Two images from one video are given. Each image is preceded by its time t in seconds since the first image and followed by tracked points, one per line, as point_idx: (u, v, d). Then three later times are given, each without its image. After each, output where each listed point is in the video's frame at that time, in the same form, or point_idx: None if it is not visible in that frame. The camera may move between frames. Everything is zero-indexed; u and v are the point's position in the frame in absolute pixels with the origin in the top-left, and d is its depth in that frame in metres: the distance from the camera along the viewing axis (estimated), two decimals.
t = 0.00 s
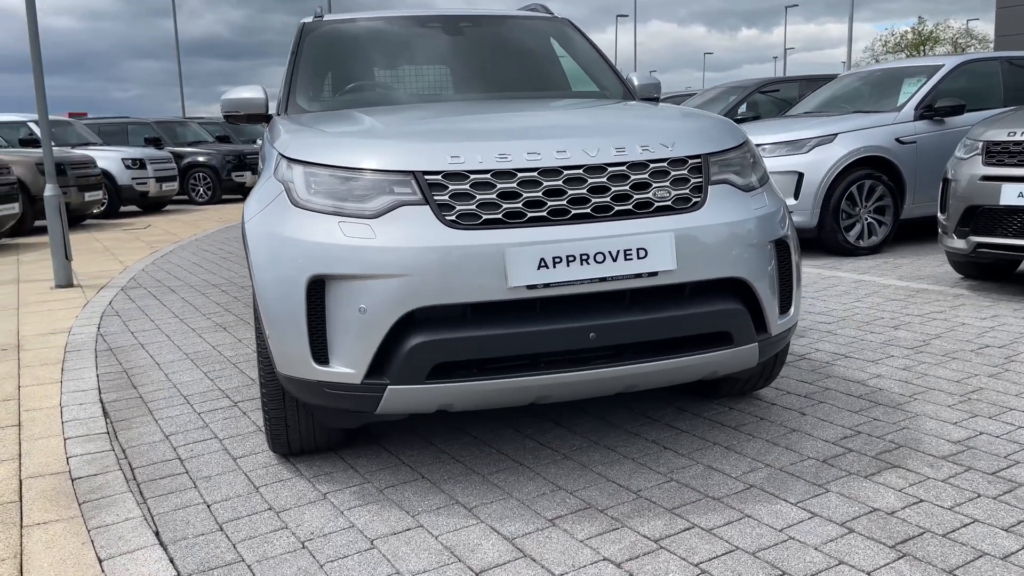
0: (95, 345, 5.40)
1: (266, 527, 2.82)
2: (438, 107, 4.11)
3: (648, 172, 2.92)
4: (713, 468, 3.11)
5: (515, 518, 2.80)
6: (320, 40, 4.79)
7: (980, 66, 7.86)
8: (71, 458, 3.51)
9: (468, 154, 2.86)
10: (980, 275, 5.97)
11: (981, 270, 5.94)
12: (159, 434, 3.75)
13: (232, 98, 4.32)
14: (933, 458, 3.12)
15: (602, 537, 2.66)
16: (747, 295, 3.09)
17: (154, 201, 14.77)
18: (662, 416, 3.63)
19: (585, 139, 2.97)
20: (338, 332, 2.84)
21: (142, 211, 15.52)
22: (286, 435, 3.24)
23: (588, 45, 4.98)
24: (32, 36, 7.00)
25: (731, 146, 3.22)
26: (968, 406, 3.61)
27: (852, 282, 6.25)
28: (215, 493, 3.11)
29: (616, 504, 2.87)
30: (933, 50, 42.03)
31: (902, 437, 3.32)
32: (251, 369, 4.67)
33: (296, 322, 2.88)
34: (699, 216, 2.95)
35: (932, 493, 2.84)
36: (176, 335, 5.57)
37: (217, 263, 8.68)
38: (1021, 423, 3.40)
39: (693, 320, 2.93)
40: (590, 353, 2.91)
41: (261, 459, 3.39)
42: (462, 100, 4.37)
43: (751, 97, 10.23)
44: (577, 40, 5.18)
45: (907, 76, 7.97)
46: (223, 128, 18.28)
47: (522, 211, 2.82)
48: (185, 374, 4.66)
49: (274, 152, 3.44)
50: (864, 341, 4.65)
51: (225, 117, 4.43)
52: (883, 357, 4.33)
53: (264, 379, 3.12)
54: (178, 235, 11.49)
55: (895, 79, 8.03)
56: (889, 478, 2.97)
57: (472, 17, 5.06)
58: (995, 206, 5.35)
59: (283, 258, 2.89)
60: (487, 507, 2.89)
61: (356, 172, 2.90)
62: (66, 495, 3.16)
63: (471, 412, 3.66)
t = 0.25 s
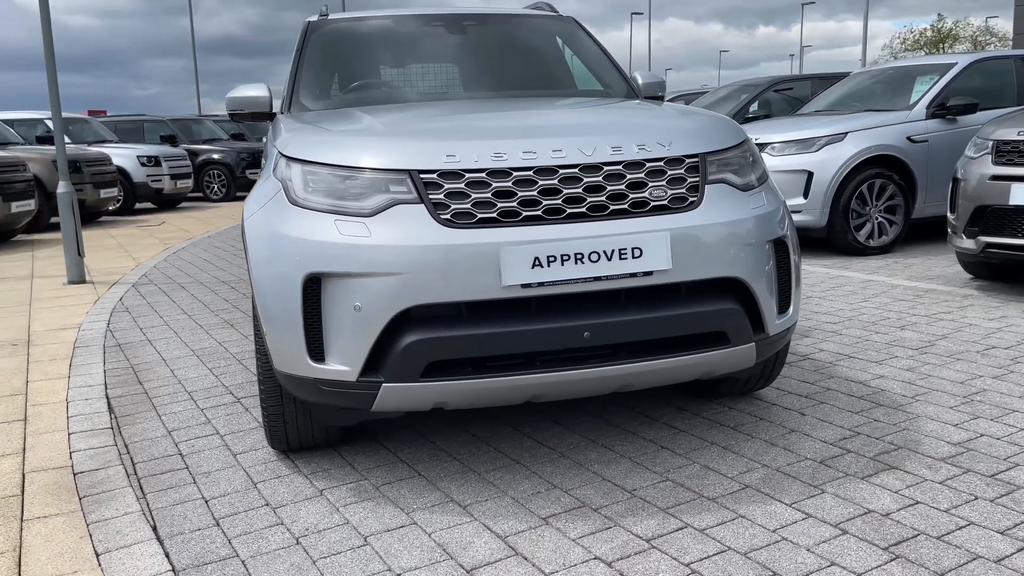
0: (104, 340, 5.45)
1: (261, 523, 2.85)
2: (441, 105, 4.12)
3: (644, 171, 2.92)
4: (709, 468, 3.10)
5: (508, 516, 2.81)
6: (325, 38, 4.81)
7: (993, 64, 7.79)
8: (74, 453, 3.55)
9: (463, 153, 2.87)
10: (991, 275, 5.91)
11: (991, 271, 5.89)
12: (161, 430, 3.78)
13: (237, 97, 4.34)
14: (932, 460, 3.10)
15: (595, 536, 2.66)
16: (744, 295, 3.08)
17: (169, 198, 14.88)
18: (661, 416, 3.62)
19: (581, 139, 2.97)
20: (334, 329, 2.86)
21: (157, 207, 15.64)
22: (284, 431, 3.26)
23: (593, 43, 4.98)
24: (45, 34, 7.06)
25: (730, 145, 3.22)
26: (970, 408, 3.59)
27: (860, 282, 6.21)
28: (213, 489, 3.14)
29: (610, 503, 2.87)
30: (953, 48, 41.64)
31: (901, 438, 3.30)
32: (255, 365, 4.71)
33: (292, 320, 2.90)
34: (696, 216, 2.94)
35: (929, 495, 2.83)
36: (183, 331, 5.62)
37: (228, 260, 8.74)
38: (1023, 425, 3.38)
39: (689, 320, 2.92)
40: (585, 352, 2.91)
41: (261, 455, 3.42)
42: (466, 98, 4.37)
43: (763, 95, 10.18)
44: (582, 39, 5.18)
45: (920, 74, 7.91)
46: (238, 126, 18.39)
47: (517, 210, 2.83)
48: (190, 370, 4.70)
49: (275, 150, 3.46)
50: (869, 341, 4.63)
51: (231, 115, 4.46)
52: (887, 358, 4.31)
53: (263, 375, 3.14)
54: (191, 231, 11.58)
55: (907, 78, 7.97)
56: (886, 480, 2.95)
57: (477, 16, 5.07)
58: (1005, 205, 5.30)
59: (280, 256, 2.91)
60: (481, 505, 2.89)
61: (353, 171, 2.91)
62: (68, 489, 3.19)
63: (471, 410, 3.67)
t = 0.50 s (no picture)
0: (113, 336, 5.49)
1: (260, 518, 2.86)
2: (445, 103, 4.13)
3: (643, 170, 2.92)
4: (709, 467, 3.10)
5: (505, 514, 2.82)
6: (331, 36, 4.82)
7: (1008, 62, 7.73)
8: (79, 447, 3.58)
9: (463, 151, 2.87)
10: (1002, 276, 5.86)
11: (1002, 271, 5.84)
12: (166, 425, 3.81)
13: (243, 95, 4.36)
14: (933, 461, 3.08)
15: (590, 534, 2.66)
16: (745, 294, 3.07)
17: (183, 195, 14.98)
18: (662, 415, 3.62)
19: (581, 137, 2.96)
20: (333, 326, 2.87)
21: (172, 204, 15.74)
22: (285, 427, 3.27)
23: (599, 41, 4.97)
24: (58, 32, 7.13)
25: (732, 143, 3.20)
26: (975, 410, 3.56)
27: (870, 281, 6.17)
28: (215, 484, 3.16)
29: (608, 502, 2.87)
30: (972, 46, 41.25)
31: (904, 439, 3.28)
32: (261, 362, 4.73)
33: (292, 317, 2.92)
34: (695, 215, 2.93)
35: (928, 496, 2.81)
36: (192, 328, 5.66)
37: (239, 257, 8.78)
38: None
39: (688, 319, 2.91)
40: (583, 351, 2.91)
41: (263, 451, 3.43)
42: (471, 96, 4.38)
43: (775, 93, 10.13)
44: (588, 36, 5.17)
45: (933, 72, 7.85)
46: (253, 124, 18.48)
47: (515, 208, 2.83)
48: (196, 366, 4.73)
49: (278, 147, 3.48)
50: (876, 341, 4.60)
51: (237, 113, 4.48)
52: (893, 359, 4.28)
53: (264, 372, 3.16)
54: (205, 229, 11.64)
55: (920, 76, 7.92)
56: (886, 481, 2.93)
57: (482, 14, 5.07)
58: (1016, 205, 5.25)
59: (281, 253, 2.93)
60: (479, 503, 2.90)
61: (352, 168, 2.92)
62: (71, 483, 3.22)
63: (472, 408, 3.67)
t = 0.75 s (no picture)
0: (126, 331, 5.54)
1: (262, 515, 2.88)
2: (453, 101, 4.13)
3: (647, 169, 2.90)
4: (712, 469, 3.08)
5: (505, 513, 2.82)
6: (340, 35, 4.83)
7: None
8: (88, 442, 3.62)
9: (465, 150, 2.87)
10: (1018, 277, 5.79)
11: (1018, 273, 5.77)
12: (174, 421, 3.84)
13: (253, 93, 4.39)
14: (940, 465, 3.04)
15: (590, 535, 2.66)
16: (749, 295, 3.05)
17: (201, 192, 15.09)
18: (667, 415, 3.61)
19: (585, 136, 2.96)
20: (335, 324, 2.88)
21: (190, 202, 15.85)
22: (289, 424, 3.29)
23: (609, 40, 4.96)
24: (76, 30, 7.19)
25: (737, 142, 3.18)
26: (985, 413, 3.52)
27: (883, 282, 6.12)
28: (219, 480, 3.18)
29: (609, 502, 2.86)
30: (995, 44, 40.79)
31: (911, 442, 3.25)
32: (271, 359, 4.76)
33: (295, 314, 2.93)
34: (699, 214, 2.92)
35: (933, 500, 2.78)
36: (204, 324, 5.70)
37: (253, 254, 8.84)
38: None
39: (691, 319, 2.90)
40: (585, 350, 2.91)
41: (267, 448, 3.45)
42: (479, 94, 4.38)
43: (791, 92, 10.06)
44: (598, 35, 5.15)
45: (951, 71, 7.77)
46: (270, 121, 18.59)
47: (517, 207, 2.83)
48: (206, 362, 4.76)
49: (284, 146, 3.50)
50: (886, 343, 4.56)
51: (247, 111, 4.50)
52: (903, 361, 4.24)
53: (267, 369, 3.18)
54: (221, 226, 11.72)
55: (938, 75, 7.84)
56: (890, 484, 2.90)
57: (492, 12, 5.07)
58: None
59: (284, 251, 2.94)
60: (479, 502, 2.90)
61: (355, 166, 2.93)
62: (79, 477, 3.25)
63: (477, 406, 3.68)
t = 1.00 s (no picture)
0: (136, 328, 5.58)
1: (264, 513, 2.88)
2: (459, 100, 4.13)
3: (650, 169, 2.89)
4: (714, 471, 3.06)
5: (506, 514, 2.81)
6: (349, 34, 4.84)
7: None
8: (94, 438, 3.64)
9: (468, 150, 2.87)
10: None
11: None
12: (180, 418, 3.86)
13: (261, 92, 4.40)
14: (945, 469, 3.01)
15: (589, 536, 2.64)
16: (753, 296, 3.03)
17: (215, 190, 15.16)
18: (671, 417, 3.59)
19: (588, 136, 2.94)
20: (336, 324, 2.88)
21: (204, 199, 15.93)
22: (292, 422, 3.30)
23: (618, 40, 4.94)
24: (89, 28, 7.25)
25: (743, 143, 3.16)
26: (993, 417, 3.48)
27: (895, 284, 6.07)
28: (222, 477, 3.19)
29: (610, 504, 2.85)
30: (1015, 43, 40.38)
31: (917, 446, 3.21)
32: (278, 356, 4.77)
33: (297, 313, 2.93)
34: (702, 215, 2.90)
35: (938, 505, 2.75)
36: (213, 322, 5.72)
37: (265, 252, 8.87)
38: None
39: (693, 321, 2.88)
40: (586, 351, 2.89)
41: (271, 447, 3.46)
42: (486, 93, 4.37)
43: (805, 92, 10.00)
44: (607, 35, 5.14)
45: (967, 71, 7.70)
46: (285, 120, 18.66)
47: (519, 207, 2.82)
48: (214, 360, 4.78)
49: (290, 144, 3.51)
50: (896, 345, 4.52)
51: (255, 110, 4.51)
52: (912, 363, 4.20)
53: (270, 367, 3.18)
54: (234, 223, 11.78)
55: (953, 75, 7.76)
56: (895, 488, 2.88)
57: (500, 11, 5.06)
58: None
59: (286, 250, 2.95)
60: (480, 502, 2.90)
61: (358, 165, 2.93)
62: (84, 474, 3.27)
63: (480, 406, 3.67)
